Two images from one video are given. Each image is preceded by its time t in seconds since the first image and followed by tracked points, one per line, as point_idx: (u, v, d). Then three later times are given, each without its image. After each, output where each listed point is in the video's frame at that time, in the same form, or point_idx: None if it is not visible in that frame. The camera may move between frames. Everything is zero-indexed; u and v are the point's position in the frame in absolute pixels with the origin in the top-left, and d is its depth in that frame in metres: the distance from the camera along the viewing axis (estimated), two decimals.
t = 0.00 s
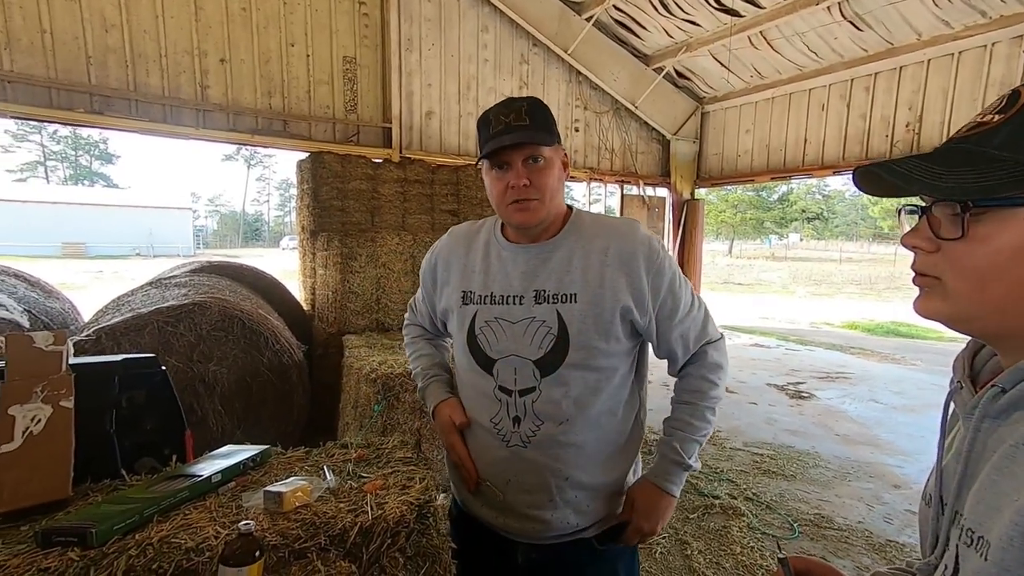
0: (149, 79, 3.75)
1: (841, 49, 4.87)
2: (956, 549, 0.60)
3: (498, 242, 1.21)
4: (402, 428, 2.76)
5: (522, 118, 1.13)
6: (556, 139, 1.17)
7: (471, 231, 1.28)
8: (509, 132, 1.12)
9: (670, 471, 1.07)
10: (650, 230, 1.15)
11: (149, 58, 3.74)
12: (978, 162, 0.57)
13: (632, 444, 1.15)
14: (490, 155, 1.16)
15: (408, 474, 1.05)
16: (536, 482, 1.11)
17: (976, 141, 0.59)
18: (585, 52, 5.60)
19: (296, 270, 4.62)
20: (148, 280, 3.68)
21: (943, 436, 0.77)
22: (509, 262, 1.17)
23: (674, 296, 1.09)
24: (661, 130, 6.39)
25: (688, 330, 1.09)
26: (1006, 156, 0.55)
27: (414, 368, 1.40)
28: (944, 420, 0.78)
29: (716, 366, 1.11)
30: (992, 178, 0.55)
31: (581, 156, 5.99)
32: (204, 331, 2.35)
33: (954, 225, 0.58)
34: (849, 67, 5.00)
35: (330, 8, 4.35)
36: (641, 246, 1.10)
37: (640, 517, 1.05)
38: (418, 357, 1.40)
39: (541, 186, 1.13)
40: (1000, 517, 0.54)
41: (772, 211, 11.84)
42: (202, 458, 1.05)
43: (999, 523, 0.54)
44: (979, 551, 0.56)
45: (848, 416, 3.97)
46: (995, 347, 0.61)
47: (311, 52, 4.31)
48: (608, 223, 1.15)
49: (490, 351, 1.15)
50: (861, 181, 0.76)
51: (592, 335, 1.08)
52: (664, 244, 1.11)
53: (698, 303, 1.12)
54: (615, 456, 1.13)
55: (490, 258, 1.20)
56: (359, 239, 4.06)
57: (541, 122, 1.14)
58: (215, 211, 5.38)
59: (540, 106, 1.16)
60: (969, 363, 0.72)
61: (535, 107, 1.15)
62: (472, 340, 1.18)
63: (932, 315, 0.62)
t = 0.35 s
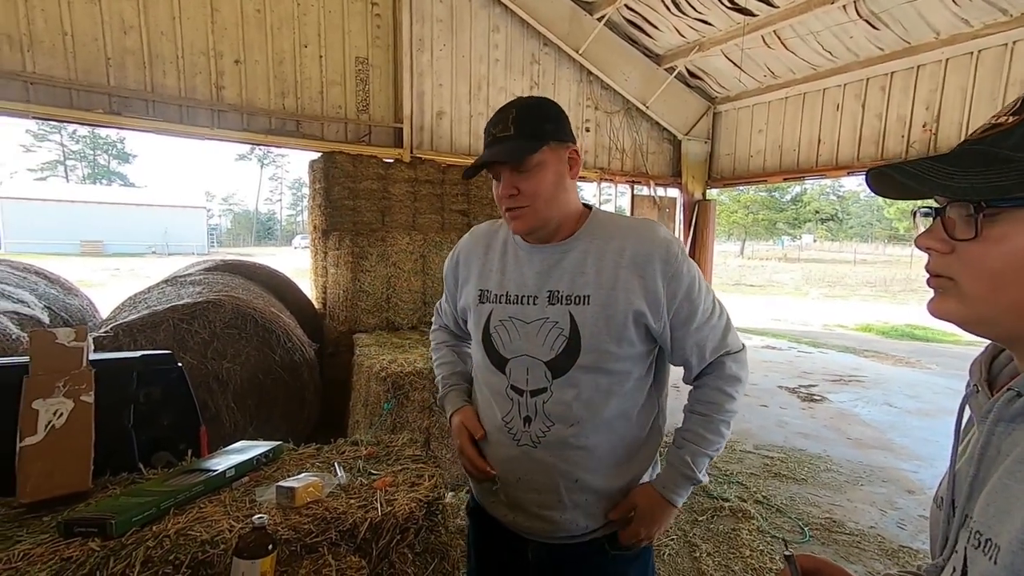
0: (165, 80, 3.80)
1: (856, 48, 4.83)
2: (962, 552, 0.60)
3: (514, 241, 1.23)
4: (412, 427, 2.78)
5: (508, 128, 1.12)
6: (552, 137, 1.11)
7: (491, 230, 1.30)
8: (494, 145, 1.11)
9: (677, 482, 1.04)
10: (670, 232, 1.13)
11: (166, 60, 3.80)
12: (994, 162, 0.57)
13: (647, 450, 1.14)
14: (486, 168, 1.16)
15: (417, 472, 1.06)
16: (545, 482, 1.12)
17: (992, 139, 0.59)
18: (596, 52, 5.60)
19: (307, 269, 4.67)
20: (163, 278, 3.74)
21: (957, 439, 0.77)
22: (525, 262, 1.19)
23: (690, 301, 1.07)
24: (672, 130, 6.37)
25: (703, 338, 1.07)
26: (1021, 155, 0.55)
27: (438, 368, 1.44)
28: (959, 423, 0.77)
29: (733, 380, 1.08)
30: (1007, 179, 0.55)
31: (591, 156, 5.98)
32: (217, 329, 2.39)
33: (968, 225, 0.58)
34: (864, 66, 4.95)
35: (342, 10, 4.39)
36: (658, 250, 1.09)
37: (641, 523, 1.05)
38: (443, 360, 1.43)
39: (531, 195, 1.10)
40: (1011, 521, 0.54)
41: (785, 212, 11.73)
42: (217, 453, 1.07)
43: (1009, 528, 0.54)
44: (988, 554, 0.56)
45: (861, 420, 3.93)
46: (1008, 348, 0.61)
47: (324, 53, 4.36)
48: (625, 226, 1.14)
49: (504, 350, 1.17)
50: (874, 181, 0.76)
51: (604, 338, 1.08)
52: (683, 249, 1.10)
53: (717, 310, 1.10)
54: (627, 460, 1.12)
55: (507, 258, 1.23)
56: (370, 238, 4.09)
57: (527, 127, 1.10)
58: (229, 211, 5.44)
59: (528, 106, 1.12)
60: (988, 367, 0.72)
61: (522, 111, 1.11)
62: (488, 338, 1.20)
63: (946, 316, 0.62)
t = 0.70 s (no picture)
0: (173, 81, 3.82)
1: (863, 50, 4.81)
2: (966, 558, 0.59)
3: (521, 245, 1.23)
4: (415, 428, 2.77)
5: (500, 135, 1.12)
6: (545, 140, 1.10)
7: (501, 233, 1.31)
8: (488, 154, 1.12)
9: (689, 512, 1.02)
10: (680, 236, 1.11)
11: (174, 61, 3.82)
12: (1011, 160, 0.56)
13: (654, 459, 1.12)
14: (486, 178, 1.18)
15: (418, 474, 1.06)
16: (549, 487, 1.12)
17: (1009, 136, 0.58)
18: (601, 54, 5.59)
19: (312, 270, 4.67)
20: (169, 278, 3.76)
21: (963, 443, 0.76)
22: (532, 265, 1.19)
23: (697, 308, 1.04)
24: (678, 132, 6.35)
25: (711, 349, 1.04)
26: None
27: (451, 374, 1.44)
28: (967, 428, 0.76)
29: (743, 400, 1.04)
30: None
31: (596, 158, 5.97)
32: (222, 328, 2.39)
33: (983, 225, 0.57)
34: (872, 68, 4.93)
35: (349, 12, 4.40)
36: (665, 257, 1.07)
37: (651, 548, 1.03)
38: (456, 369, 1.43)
39: (528, 201, 1.10)
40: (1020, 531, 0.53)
41: (791, 214, 11.68)
42: (220, 453, 1.07)
43: (1018, 537, 0.53)
44: (995, 562, 0.55)
45: (867, 424, 3.90)
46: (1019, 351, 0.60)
47: (330, 55, 4.37)
48: (632, 230, 1.12)
49: (509, 354, 1.17)
50: (887, 178, 0.75)
51: (610, 343, 1.07)
52: (693, 257, 1.07)
53: (727, 318, 1.07)
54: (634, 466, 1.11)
55: (514, 261, 1.23)
56: (375, 239, 4.09)
57: (517, 133, 1.09)
58: (236, 211, 5.45)
59: (518, 110, 1.11)
60: (998, 372, 0.70)
61: (513, 116, 1.11)
62: (494, 341, 1.20)
63: (958, 317, 0.61)
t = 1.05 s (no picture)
0: (175, 84, 3.83)
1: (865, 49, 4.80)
2: (966, 556, 0.60)
3: (528, 245, 1.23)
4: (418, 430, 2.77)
5: (525, 128, 1.13)
6: (571, 135, 1.14)
7: (506, 234, 1.31)
8: (516, 145, 1.12)
9: (689, 511, 1.02)
10: (687, 235, 1.11)
11: (176, 63, 3.83)
12: None
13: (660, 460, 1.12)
14: (502, 171, 1.16)
15: (422, 475, 1.06)
16: (559, 490, 1.12)
17: None
18: (602, 55, 5.59)
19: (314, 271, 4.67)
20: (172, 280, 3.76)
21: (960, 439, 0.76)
22: (539, 267, 1.19)
23: (704, 307, 1.04)
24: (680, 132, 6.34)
25: (719, 350, 1.04)
26: None
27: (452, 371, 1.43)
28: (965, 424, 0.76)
29: (747, 401, 1.04)
30: None
31: (598, 158, 5.97)
32: (225, 330, 2.40)
33: (995, 219, 0.57)
34: (874, 68, 4.92)
35: (350, 13, 4.41)
36: (673, 256, 1.07)
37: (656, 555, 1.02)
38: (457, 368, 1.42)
39: (558, 193, 1.12)
40: None
41: (793, 214, 11.65)
42: (223, 455, 1.07)
43: None
44: (1001, 564, 0.55)
45: (870, 425, 3.89)
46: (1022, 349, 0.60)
47: (331, 57, 4.38)
48: (639, 230, 1.12)
49: (516, 356, 1.17)
50: (897, 171, 0.75)
51: (618, 344, 1.07)
52: (700, 256, 1.07)
53: (734, 317, 1.07)
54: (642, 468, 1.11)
55: (520, 262, 1.23)
56: (377, 240, 4.09)
57: (546, 125, 1.12)
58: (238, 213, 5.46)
59: (544, 106, 1.14)
60: (1000, 370, 0.70)
61: (538, 110, 1.13)
62: (500, 343, 1.20)
63: (964, 312, 0.61)
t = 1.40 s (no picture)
0: (175, 88, 3.84)
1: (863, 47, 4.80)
2: (955, 552, 0.60)
3: (530, 248, 1.23)
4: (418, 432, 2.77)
5: (522, 136, 1.10)
6: (568, 141, 1.10)
7: (508, 237, 1.31)
8: (511, 155, 1.10)
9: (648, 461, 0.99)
10: (689, 240, 1.12)
11: (175, 67, 3.83)
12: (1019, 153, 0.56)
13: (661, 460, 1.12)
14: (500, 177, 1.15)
15: (423, 478, 1.06)
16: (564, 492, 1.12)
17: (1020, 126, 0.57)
18: (600, 55, 5.60)
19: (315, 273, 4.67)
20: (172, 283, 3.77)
21: (951, 434, 0.76)
22: (542, 269, 1.18)
23: (708, 311, 1.05)
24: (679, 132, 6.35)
25: (722, 351, 1.05)
26: None
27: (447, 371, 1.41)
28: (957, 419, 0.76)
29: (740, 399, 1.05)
30: None
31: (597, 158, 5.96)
32: (225, 334, 2.39)
33: (987, 216, 0.57)
34: (872, 66, 4.92)
35: (348, 16, 4.42)
36: (677, 260, 1.07)
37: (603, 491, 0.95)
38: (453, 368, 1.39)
39: (554, 204, 1.10)
40: (1016, 530, 0.53)
41: (792, 212, 11.65)
42: (224, 459, 1.06)
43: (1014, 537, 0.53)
44: (990, 560, 0.55)
45: (872, 423, 3.89)
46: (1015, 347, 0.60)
47: (329, 59, 4.38)
48: (641, 233, 1.13)
49: (521, 358, 1.17)
50: (895, 168, 0.74)
51: (624, 346, 1.07)
52: (703, 259, 1.08)
53: (734, 322, 1.09)
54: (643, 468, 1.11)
55: (524, 265, 1.22)
56: (376, 243, 4.09)
57: (543, 133, 1.08)
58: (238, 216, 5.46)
59: (541, 111, 1.11)
60: (993, 367, 0.69)
61: (536, 116, 1.10)
62: (504, 346, 1.20)
63: (958, 309, 0.61)
